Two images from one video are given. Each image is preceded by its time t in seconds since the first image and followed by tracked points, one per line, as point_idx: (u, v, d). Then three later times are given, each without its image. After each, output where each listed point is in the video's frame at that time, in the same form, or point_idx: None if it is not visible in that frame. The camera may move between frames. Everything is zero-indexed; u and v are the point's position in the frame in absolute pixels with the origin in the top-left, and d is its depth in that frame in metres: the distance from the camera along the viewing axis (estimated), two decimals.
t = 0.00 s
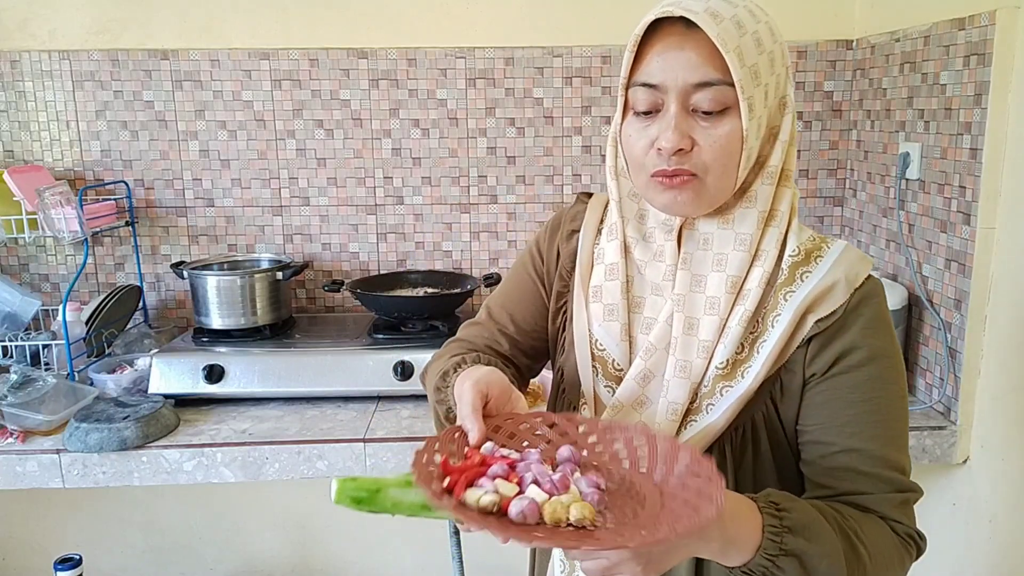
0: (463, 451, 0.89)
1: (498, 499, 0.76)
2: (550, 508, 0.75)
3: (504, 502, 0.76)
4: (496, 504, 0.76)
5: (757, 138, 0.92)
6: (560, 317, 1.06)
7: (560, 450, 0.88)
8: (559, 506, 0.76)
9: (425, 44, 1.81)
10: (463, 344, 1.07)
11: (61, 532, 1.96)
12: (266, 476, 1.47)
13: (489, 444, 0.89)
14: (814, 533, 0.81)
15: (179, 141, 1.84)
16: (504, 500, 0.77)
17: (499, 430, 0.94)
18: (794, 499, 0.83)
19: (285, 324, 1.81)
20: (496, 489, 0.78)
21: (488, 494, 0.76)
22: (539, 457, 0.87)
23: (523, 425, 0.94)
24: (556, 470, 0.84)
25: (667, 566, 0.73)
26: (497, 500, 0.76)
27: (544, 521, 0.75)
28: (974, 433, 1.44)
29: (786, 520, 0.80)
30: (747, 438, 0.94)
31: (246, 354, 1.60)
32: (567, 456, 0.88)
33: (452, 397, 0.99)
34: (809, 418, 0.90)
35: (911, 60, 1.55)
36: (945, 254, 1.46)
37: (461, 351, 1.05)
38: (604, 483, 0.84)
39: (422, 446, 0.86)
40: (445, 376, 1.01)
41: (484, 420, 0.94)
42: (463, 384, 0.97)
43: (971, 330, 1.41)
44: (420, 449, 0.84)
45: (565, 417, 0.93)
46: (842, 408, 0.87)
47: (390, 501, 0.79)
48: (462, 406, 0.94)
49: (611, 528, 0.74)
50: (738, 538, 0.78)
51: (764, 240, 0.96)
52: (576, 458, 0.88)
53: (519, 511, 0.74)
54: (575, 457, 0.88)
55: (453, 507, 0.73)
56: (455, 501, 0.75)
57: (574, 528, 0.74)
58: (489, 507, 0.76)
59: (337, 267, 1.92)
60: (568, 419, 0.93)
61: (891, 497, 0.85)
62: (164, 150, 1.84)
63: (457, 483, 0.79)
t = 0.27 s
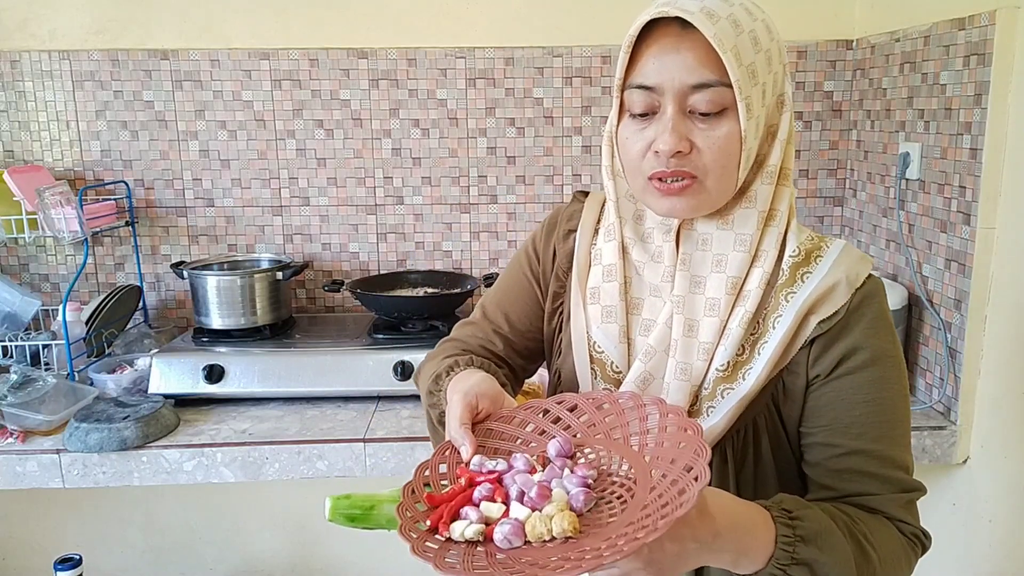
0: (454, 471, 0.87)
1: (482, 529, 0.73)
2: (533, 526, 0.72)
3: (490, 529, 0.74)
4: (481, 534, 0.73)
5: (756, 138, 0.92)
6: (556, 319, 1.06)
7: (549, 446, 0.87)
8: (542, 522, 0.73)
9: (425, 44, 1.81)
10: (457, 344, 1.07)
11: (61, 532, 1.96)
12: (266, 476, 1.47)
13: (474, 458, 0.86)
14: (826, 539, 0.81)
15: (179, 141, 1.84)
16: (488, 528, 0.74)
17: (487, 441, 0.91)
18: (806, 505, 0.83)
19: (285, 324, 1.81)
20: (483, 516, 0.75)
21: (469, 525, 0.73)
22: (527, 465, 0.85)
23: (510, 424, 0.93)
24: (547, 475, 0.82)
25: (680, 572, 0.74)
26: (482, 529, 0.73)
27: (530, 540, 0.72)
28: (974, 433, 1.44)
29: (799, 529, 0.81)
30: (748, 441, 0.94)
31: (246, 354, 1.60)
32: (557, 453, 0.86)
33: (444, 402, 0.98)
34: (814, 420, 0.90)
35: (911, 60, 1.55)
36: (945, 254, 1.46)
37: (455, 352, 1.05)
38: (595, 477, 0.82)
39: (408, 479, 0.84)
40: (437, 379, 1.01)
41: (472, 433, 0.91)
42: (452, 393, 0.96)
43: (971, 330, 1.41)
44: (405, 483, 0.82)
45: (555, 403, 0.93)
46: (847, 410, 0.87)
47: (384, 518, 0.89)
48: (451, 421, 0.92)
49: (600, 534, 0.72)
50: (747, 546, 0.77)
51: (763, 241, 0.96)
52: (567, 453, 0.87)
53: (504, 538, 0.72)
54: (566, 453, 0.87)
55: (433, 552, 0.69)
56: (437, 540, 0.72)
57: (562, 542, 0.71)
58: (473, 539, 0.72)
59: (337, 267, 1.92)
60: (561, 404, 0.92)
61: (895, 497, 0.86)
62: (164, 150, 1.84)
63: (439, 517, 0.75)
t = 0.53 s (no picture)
0: (456, 463, 0.86)
1: (494, 526, 0.73)
2: (548, 526, 0.73)
3: (502, 526, 0.74)
4: (493, 531, 0.73)
5: (752, 137, 0.92)
6: (549, 315, 1.06)
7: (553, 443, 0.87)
8: (556, 522, 0.73)
9: (425, 44, 1.81)
10: (445, 330, 1.07)
11: (61, 532, 1.96)
12: (266, 476, 1.47)
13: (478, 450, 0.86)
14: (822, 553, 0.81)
15: (179, 141, 1.84)
16: (500, 525, 0.74)
17: (487, 432, 0.91)
18: (806, 506, 0.84)
19: (285, 324, 1.81)
20: (494, 513, 0.76)
21: (483, 522, 0.73)
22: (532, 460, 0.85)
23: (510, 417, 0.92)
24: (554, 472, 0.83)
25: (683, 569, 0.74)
26: (494, 526, 0.74)
27: (542, 539, 0.73)
28: (974, 433, 1.44)
29: (796, 530, 0.81)
30: (744, 443, 0.94)
31: (246, 354, 1.60)
32: (563, 450, 0.86)
33: (433, 388, 0.99)
34: (812, 423, 0.90)
35: (911, 60, 1.55)
36: (945, 254, 1.46)
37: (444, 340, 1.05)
38: (602, 478, 0.83)
39: (412, 468, 0.83)
40: (426, 365, 1.00)
41: (473, 423, 0.91)
42: (450, 383, 0.95)
43: (971, 330, 1.41)
44: (409, 473, 0.82)
45: (555, 398, 0.92)
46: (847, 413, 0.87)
47: (387, 509, 0.89)
48: (453, 412, 0.90)
49: (613, 536, 0.72)
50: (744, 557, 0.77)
51: (759, 241, 0.96)
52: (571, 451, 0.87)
53: (518, 536, 0.72)
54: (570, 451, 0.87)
55: (448, 547, 0.69)
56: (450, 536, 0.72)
57: (575, 544, 0.72)
58: (486, 535, 0.73)
59: (337, 267, 1.92)
60: (561, 398, 0.92)
61: (892, 498, 0.86)
62: (164, 150, 1.84)
63: (450, 511, 0.75)
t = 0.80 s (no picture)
0: (460, 448, 0.84)
1: (505, 505, 0.72)
2: (561, 502, 0.72)
3: (514, 505, 0.73)
4: (505, 511, 0.72)
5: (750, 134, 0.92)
6: (547, 312, 1.06)
7: (557, 423, 0.86)
8: (569, 497, 0.72)
9: (425, 44, 1.81)
10: (438, 322, 1.04)
11: (60, 532, 1.96)
12: (267, 476, 1.46)
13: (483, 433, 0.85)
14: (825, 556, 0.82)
15: (179, 141, 1.84)
16: (512, 505, 0.73)
17: (489, 417, 0.90)
18: (818, 515, 0.84)
19: (285, 324, 1.81)
20: (504, 493, 0.74)
21: (493, 502, 0.72)
22: (537, 439, 0.84)
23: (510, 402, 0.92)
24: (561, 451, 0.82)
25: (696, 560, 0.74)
26: (506, 506, 0.72)
27: (556, 516, 0.72)
28: (974, 433, 1.44)
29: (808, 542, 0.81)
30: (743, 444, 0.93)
31: (246, 354, 1.60)
32: (567, 429, 0.85)
33: (427, 378, 0.97)
34: (811, 425, 0.91)
35: (911, 60, 1.55)
36: (945, 254, 1.46)
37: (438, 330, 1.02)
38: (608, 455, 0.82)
39: (416, 457, 0.82)
40: (420, 355, 0.98)
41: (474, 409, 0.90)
42: (449, 370, 0.93)
43: (971, 330, 1.41)
44: (413, 461, 0.80)
45: (554, 380, 0.93)
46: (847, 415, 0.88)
47: (390, 492, 0.84)
48: (453, 398, 0.89)
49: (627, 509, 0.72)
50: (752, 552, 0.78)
51: (756, 239, 0.96)
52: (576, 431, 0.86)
53: (532, 513, 0.71)
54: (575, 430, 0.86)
55: (460, 528, 0.68)
56: (461, 516, 0.70)
57: (589, 518, 0.71)
58: (497, 516, 0.71)
59: (337, 267, 1.92)
60: (561, 381, 0.92)
61: (893, 499, 0.87)
62: (164, 150, 1.84)
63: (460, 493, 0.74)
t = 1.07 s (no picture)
0: (463, 431, 0.83)
1: (515, 483, 0.73)
2: (570, 478, 0.73)
3: (523, 483, 0.74)
4: (515, 489, 0.73)
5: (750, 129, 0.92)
6: (545, 308, 1.06)
7: (560, 404, 0.87)
8: (578, 473, 0.74)
9: (425, 44, 1.81)
10: (434, 313, 1.03)
11: (60, 532, 1.96)
12: (267, 476, 1.47)
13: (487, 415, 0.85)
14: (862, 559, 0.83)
15: (179, 141, 1.84)
16: (521, 482, 0.74)
17: (491, 401, 0.90)
18: (849, 508, 0.85)
19: (285, 324, 1.81)
20: (513, 471, 0.75)
21: (502, 480, 0.73)
22: (541, 419, 0.85)
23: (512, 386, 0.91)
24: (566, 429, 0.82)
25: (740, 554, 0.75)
26: (515, 484, 0.73)
27: (565, 492, 0.73)
28: (974, 433, 1.44)
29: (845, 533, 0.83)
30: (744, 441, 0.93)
31: (246, 354, 1.60)
32: (570, 409, 0.86)
33: (423, 366, 0.95)
34: (813, 424, 0.91)
35: (911, 60, 1.55)
36: (944, 254, 1.46)
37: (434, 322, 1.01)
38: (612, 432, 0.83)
39: (420, 438, 0.80)
40: (417, 343, 0.97)
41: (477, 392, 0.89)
42: (450, 355, 0.92)
43: (971, 330, 1.41)
44: (418, 444, 0.78)
45: (554, 362, 0.92)
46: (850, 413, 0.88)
47: (396, 475, 0.85)
48: (455, 381, 0.88)
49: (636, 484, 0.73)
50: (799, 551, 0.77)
51: (754, 236, 0.96)
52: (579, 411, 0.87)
53: (542, 490, 0.72)
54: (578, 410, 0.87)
55: (470, 506, 0.68)
56: (471, 497, 0.70)
57: (599, 493, 0.73)
58: (507, 494, 0.72)
59: (337, 267, 1.92)
60: (562, 363, 0.92)
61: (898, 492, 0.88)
62: (164, 150, 1.84)
63: (469, 472, 0.74)
